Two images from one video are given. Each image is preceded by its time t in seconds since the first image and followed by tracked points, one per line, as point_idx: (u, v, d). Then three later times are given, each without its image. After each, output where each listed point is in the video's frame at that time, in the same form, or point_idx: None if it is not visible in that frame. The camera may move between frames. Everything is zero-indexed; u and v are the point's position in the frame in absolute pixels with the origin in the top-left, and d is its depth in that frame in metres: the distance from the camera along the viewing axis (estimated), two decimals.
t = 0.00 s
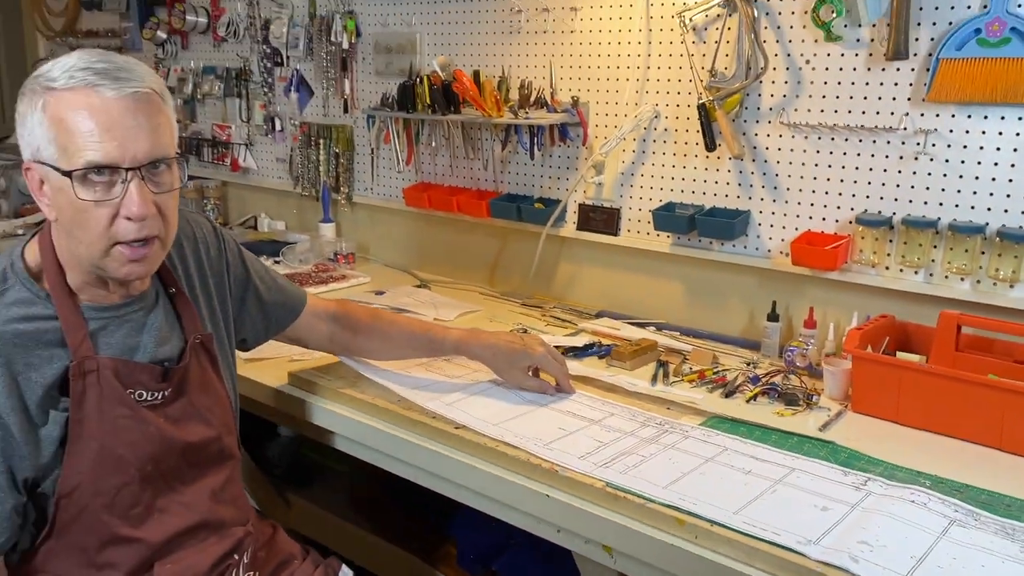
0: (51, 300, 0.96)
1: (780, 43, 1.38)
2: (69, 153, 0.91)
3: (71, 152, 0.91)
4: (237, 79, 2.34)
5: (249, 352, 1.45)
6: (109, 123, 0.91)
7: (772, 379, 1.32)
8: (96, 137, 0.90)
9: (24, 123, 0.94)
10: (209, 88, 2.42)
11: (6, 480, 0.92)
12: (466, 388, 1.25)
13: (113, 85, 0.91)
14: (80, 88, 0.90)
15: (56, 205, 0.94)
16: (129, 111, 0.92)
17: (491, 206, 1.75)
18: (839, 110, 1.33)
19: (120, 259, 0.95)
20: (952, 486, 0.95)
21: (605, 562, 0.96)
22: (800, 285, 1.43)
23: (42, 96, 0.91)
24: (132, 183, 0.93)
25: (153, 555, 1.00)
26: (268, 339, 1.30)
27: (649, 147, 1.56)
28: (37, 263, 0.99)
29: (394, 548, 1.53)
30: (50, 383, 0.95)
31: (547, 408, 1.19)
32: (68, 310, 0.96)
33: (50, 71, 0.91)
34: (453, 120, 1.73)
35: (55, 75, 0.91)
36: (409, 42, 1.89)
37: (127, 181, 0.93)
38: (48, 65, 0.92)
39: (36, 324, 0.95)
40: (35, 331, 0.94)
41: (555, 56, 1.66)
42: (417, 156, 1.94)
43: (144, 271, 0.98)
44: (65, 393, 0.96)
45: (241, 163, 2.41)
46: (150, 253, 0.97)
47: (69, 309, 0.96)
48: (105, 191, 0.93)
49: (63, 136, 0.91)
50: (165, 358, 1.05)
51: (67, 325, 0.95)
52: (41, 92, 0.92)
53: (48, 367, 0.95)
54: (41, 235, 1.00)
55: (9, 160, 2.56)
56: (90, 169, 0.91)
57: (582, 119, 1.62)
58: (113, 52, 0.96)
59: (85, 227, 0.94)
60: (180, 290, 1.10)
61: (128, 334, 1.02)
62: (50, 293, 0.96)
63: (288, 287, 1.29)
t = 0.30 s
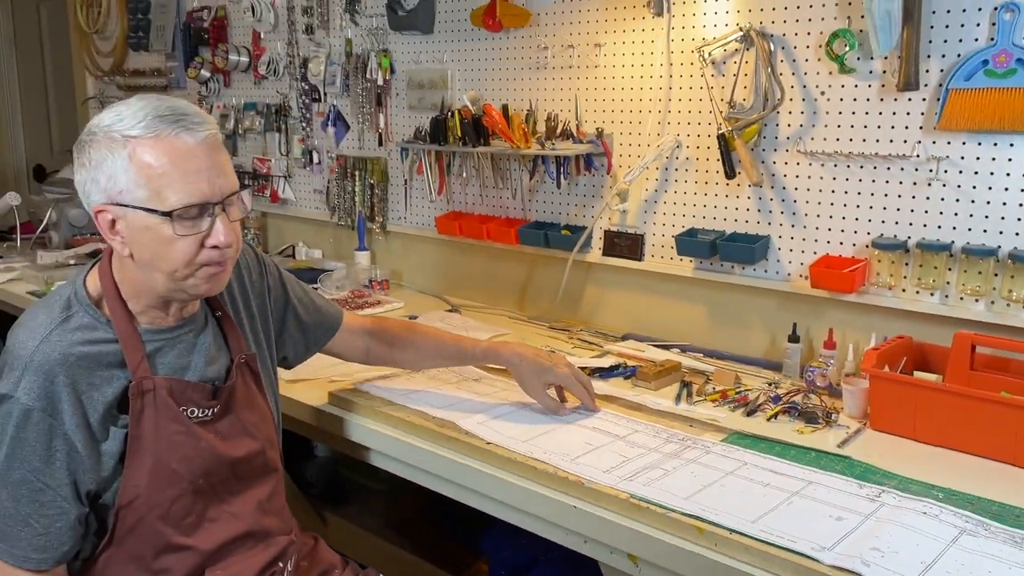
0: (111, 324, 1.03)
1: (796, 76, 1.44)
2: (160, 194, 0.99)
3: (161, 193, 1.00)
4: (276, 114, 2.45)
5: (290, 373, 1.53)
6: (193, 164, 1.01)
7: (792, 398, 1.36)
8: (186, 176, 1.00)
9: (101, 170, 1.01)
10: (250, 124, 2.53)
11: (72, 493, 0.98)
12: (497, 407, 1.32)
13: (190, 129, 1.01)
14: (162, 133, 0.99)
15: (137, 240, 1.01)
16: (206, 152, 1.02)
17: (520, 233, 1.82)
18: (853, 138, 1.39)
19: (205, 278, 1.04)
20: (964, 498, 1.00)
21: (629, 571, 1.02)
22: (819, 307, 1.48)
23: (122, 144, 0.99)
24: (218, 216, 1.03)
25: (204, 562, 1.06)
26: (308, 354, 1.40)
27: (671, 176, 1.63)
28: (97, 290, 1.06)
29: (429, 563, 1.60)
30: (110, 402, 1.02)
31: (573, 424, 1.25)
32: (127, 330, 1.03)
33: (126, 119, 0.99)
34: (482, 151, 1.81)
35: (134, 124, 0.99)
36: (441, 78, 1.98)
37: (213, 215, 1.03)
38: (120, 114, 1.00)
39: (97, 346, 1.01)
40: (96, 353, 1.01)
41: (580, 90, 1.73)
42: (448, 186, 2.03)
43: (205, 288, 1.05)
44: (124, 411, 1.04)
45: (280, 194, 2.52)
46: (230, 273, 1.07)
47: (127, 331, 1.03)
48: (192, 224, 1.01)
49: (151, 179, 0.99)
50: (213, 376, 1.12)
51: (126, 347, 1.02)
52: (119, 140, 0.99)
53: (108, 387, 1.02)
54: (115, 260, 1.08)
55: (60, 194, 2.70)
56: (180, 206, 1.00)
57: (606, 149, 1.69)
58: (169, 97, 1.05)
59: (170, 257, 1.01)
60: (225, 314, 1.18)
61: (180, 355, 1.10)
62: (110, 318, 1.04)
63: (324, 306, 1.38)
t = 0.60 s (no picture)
0: (151, 336, 1.06)
1: (817, 88, 1.45)
2: (254, 212, 1.06)
3: (255, 211, 1.06)
4: (303, 132, 2.50)
5: (320, 386, 1.56)
6: (270, 179, 1.09)
7: (818, 408, 1.37)
8: (268, 191, 1.07)
9: (187, 202, 1.02)
10: (277, 142, 2.58)
11: (112, 501, 1.02)
12: (524, 418, 1.34)
13: (257, 148, 1.08)
14: (243, 157, 1.05)
15: (232, 259, 1.06)
16: (273, 168, 1.10)
17: (543, 247, 1.85)
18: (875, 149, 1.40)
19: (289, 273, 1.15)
20: (991, 505, 1.01)
21: None
22: (842, 317, 1.48)
23: (207, 174, 1.03)
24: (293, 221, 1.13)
25: (240, 569, 1.09)
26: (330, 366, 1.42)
27: (693, 189, 1.65)
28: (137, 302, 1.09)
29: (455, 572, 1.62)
30: (150, 412, 1.05)
31: (600, 434, 1.26)
32: (167, 341, 1.06)
33: (204, 150, 1.03)
34: (506, 166, 1.84)
35: (214, 153, 1.03)
36: (464, 95, 2.02)
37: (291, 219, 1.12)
38: (197, 146, 1.03)
39: (138, 357, 1.05)
40: (137, 364, 1.04)
41: (602, 105, 1.76)
42: (472, 201, 2.06)
43: (253, 289, 1.10)
44: (163, 421, 1.07)
45: (306, 211, 2.56)
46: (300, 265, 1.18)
47: (167, 342, 1.06)
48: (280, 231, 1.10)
49: (244, 200, 1.05)
50: (246, 387, 1.16)
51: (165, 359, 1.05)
52: (202, 171, 1.03)
53: (148, 397, 1.05)
54: (176, 276, 1.08)
55: (91, 213, 2.76)
56: (271, 218, 1.08)
57: (629, 163, 1.71)
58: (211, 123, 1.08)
59: (266, 265, 1.09)
60: (258, 324, 1.21)
61: (213, 366, 1.13)
62: (149, 329, 1.07)
63: (345, 317, 1.42)
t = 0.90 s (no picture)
0: (195, 339, 1.09)
1: (835, 95, 1.46)
2: (307, 222, 1.09)
3: (308, 221, 1.09)
4: (322, 142, 2.53)
5: (343, 393, 1.58)
6: (320, 191, 1.12)
7: (839, 414, 1.37)
8: (318, 202, 1.10)
9: (244, 211, 1.05)
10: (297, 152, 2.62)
11: (154, 502, 1.04)
12: (546, 423, 1.35)
13: (308, 161, 1.11)
14: (296, 168, 1.08)
15: (283, 267, 1.09)
16: (320, 179, 1.13)
17: (562, 254, 1.86)
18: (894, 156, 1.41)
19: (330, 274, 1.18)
20: (1015, 509, 1.02)
21: None
22: (863, 323, 1.49)
23: (263, 184, 1.05)
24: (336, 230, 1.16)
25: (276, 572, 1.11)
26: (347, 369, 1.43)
27: (712, 195, 1.66)
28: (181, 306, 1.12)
29: None
30: (195, 414, 1.07)
31: (622, 439, 1.27)
32: (210, 347, 1.08)
33: (261, 161, 1.05)
34: (525, 174, 1.86)
35: (272, 165, 1.06)
36: (483, 104, 2.04)
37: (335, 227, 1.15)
38: (253, 158, 1.06)
39: (184, 360, 1.07)
40: (182, 368, 1.07)
41: (620, 113, 1.78)
42: (491, 209, 2.08)
43: (300, 296, 1.13)
44: (208, 422, 1.09)
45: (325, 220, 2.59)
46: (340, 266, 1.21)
47: (210, 347, 1.08)
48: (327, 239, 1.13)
49: (298, 211, 1.08)
50: (284, 391, 1.19)
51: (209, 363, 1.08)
52: (258, 182, 1.05)
53: (194, 400, 1.07)
54: (226, 283, 1.09)
55: (114, 224, 2.81)
56: (321, 228, 1.11)
57: (647, 171, 1.72)
58: (262, 136, 1.11)
59: (312, 272, 1.12)
60: (295, 330, 1.25)
61: (253, 368, 1.16)
62: (194, 334, 1.09)
63: (362, 319, 1.44)
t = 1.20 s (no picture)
0: (213, 335, 1.10)
1: (839, 96, 1.46)
2: (318, 222, 1.09)
3: (319, 221, 1.09)
4: (328, 145, 2.55)
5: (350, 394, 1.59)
6: (336, 192, 1.12)
7: (844, 414, 1.37)
8: (332, 203, 1.11)
9: (255, 206, 1.06)
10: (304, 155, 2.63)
11: (170, 493, 1.03)
12: (552, 425, 1.35)
13: (325, 161, 1.12)
14: (312, 168, 1.09)
15: (292, 265, 1.09)
16: (338, 181, 1.13)
17: (567, 256, 1.86)
18: (899, 156, 1.41)
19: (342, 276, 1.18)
20: (1019, 509, 1.02)
21: None
22: (869, 324, 1.49)
23: (276, 181, 1.06)
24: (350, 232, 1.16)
25: (290, 569, 1.12)
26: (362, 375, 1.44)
27: (717, 197, 1.66)
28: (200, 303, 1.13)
29: None
30: (213, 408, 1.08)
31: (627, 440, 1.28)
32: (227, 345, 1.09)
33: (276, 158, 1.07)
34: (530, 176, 1.87)
35: (286, 162, 1.07)
36: (488, 106, 2.05)
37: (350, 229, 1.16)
38: (268, 154, 1.07)
39: (201, 355, 1.08)
40: (199, 362, 1.08)
41: (624, 115, 1.78)
42: (496, 211, 2.09)
43: (311, 297, 1.14)
44: (225, 417, 1.10)
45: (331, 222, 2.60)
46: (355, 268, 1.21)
47: (227, 346, 1.09)
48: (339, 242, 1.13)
49: (310, 210, 1.08)
50: (302, 388, 1.19)
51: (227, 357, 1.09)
52: (272, 178, 1.06)
53: (212, 392, 1.08)
54: (235, 278, 1.11)
55: (122, 227, 2.83)
56: (332, 229, 1.11)
57: (651, 172, 1.73)
58: (283, 134, 1.12)
59: (321, 273, 1.12)
60: (313, 331, 1.26)
61: (272, 366, 1.16)
62: (212, 330, 1.10)
63: (377, 325, 1.45)
